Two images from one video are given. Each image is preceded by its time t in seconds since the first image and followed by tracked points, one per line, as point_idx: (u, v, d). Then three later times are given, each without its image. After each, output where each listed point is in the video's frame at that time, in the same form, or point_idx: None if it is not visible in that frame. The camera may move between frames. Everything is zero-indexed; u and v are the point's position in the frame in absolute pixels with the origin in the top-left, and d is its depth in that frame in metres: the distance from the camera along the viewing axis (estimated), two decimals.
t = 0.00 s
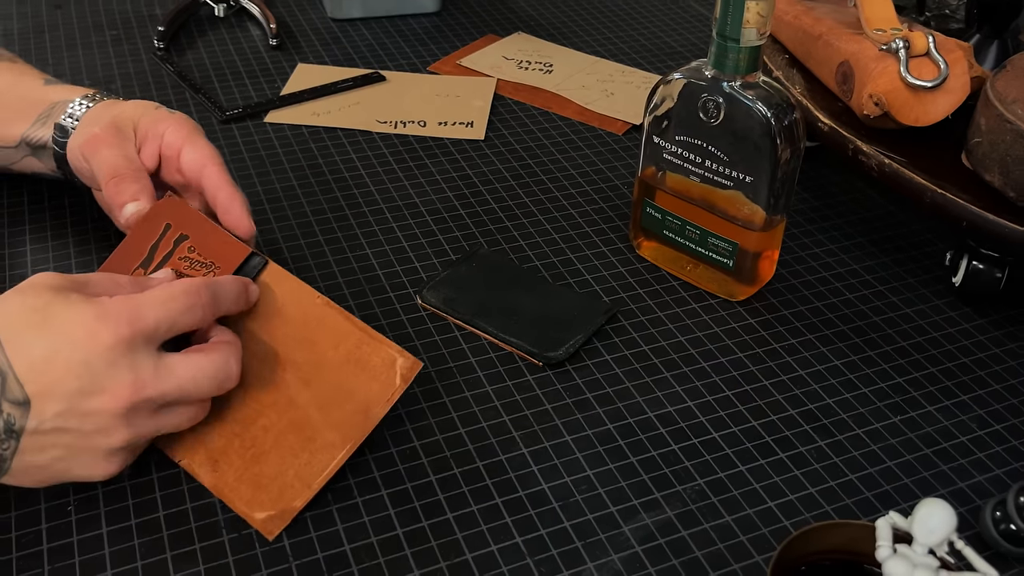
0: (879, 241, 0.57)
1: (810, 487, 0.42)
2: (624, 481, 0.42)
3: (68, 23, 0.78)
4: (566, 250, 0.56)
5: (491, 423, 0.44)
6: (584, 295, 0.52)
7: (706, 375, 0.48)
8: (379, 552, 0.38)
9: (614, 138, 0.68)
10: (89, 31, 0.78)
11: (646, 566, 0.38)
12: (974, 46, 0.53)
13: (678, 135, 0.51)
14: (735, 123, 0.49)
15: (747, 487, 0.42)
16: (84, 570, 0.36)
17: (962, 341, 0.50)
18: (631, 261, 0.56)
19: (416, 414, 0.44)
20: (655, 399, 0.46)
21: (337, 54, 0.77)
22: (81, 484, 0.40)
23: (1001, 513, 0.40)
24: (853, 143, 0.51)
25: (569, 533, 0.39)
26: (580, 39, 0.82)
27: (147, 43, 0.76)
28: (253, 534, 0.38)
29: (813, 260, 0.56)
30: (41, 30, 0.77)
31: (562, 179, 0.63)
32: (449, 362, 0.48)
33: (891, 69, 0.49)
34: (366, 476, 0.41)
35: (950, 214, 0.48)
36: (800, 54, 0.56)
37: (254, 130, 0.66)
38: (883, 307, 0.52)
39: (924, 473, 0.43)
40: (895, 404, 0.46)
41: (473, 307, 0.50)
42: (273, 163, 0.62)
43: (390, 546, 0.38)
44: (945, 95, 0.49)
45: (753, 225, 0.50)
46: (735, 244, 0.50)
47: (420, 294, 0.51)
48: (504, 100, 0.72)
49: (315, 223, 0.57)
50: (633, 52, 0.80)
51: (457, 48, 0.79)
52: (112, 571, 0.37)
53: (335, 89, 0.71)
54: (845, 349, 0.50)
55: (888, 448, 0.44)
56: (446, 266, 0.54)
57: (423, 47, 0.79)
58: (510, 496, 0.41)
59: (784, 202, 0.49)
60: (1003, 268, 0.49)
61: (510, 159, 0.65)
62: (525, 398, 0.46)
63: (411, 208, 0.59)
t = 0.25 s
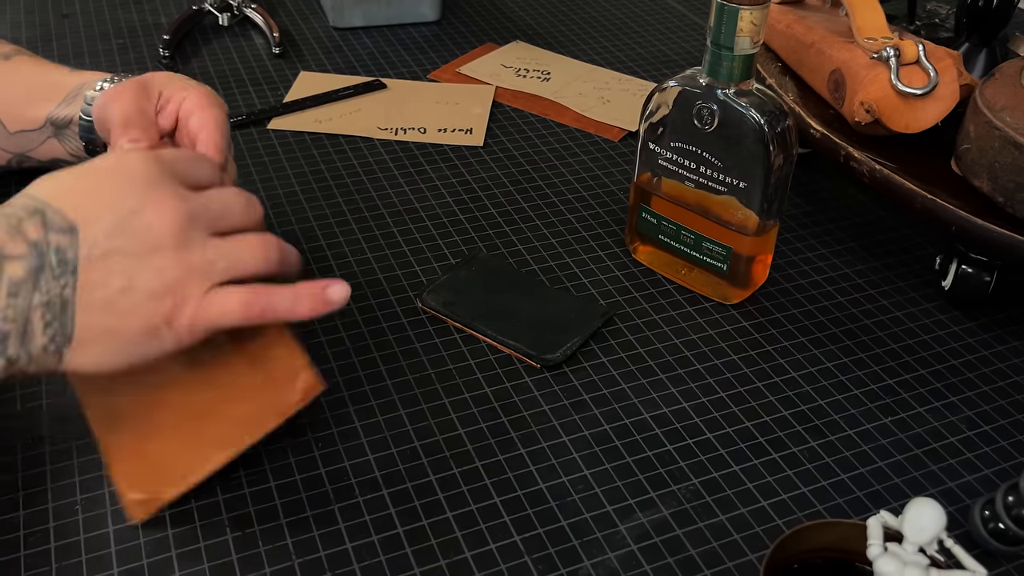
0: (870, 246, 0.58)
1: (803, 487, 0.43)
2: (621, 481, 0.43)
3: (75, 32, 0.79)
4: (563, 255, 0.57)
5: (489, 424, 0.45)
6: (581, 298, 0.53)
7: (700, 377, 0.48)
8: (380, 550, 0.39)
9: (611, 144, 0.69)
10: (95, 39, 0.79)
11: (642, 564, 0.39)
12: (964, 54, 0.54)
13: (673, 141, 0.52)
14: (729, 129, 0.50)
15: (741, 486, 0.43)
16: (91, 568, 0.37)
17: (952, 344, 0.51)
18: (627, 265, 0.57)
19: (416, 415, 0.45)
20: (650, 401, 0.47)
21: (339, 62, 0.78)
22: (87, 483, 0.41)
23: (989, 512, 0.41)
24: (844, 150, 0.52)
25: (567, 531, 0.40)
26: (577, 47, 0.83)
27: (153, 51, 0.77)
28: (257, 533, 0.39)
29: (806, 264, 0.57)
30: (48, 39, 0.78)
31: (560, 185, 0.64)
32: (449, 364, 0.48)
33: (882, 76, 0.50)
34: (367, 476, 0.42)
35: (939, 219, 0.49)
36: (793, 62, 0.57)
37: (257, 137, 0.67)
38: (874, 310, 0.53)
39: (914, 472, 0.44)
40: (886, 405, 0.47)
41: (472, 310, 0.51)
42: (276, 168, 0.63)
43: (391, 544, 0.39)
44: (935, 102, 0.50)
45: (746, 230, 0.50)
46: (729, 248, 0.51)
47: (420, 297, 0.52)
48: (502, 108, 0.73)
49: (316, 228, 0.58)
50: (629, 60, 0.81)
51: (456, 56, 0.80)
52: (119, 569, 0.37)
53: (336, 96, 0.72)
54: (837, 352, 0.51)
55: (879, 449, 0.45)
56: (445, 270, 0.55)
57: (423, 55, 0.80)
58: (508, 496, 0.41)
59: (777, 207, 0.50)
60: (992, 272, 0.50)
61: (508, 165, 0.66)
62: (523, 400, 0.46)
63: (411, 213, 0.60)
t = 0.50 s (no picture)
0: (861, 250, 0.59)
1: (795, 486, 0.44)
2: (617, 480, 0.44)
3: (82, 40, 0.80)
4: (560, 259, 0.58)
5: (488, 425, 0.46)
6: (578, 302, 0.54)
7: (695, 379, 0.49)
8: (381, 549, 0.40)
9: (607, 151, 0.70)
10: (102, 48, 0.80)
11: (638, 562, 0.40)
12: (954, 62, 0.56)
13: (668, 148, 0.53)
14: (723, 136, 0.51)
15: (735, 486, 0.44)
16: (98, 566, 0.38)
17: (941, 346, 0.52)
18: (623, 269, 0.58)
19: (416, 416, 0.46)
20: (646, 402, 0.48)
21: (341, 70, 0.79)
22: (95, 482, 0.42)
23: (978, 511, 0.42)
24: (836, 156, 0.53)
25: (564, 530, 0.41)
26: (574, 55, 0.84)
27: (158, 60, 0.78)
28: (261, 532, 0.40)
29: (798, 268, 0.58)
30: (56, 47, 0.79)
31: (557, 191, 0.65)
32: (448, 366, 0.49)
33: (873, 84, 0.51)
34: (368, 475, 0.43)
35: (929, 224, 0.50)
36: (786, 70, 0.58)
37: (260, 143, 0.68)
38: (865, 313, 0.54)
39: (905, 472, 0.45)
40: (877, 406, 0.48)
41: (471, 313, 0.52)
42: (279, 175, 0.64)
43: (392, 543, 0.40)
44: (925, 109, 0.51)
45: (740, 234, 0.52)
46: (723, 252, 0.52)
47: (420, 300, 0.53)
48: (501, 115, 0.74)
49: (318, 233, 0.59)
50: (625, 68, 0.83)
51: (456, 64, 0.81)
52: (125, 566, 0.38)
53: (338, 104, 0.73)
54: (829, 354, 0.52)
55: (870, 449, 0.46)
56: (445, 274, 0.56)
57: (424, 63, 0.81)
58: (507, 495, 0.42)
59: (770, 212, 0.51)
60: (980, 275, 0.51)
61: (507, 171, 0.67)
62: (521, 401, 0.47)
63: (411, 218, 0.61)
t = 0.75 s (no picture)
0: (852, 255, 0.61)
1: (788, 485, 0.45)
2: (613, 480, 0.44)
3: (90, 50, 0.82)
4: (558, 263, 0.59)
5: (487, 426, 0.47)
6: (574, 305, 0.55)
7: (689, 380, 0.50)
8: (382, 547, 0.40)
9: (603, 157, 0.71)
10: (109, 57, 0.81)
11: (634, 559, 0.41)
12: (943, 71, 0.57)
13: (663, 154, 0.54)
14: (717, 143, 0.52)
15: (728, 485, 0.45)
16: (105, 564, 0.39)
17: (931, 348, 0.53)
18: (619, 273, 0.59)
19: (416, 417, 0.47)
20: (641, 403, 0.49)
21: (343, 78, 0.80)
22: (102, 483, 0.43)
23: (967, 510, 0.43)
24: (828, 162, 0.54)
25: (561, 528, 0.42)
26: (571, 64, 0.86)
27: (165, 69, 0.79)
28: (264, 530, 0.41)
29: (791, 272, 0.59)
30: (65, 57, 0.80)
31: (555, 196, 0.66)
32: (448, 368, 0.50)
33: (864, 92, 0.52)
34: (370, 475, 0.44)
35: (919, 229, 0.51)
36: (778, 78, 0.59)
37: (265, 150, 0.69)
38: (856, 316, 0.55)
39: (895, 472, 0.46)
40: (867, 407, 0.49)
41: (470, 316, 0.53)
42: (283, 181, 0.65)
43: (393, 541, 0.41)
44: (915, 117, 0.52)
45: (733, 239, 0.53)
46: (717, 256, 0.53)
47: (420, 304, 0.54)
48: (499, 122, 0.75)
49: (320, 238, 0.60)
50: (621, 76, 0.84)
51: (455, 73, 0.83)
52: (132, 564, 0.39)
53: (340, 111, 0.74)
54: (821, 356, 0.53)
55: (861, 449, 0.47)
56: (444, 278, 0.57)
57: (424, 72, 0.82)
58: (505, 494, 0.43)
59: (763, 217, 0.52)
60: (969, 279, 0.52)
61: (505, 177, 0.68)
62: (519, 402, 0.48)
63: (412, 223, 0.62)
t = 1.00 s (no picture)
0: (843, 259, 0.62)
1: (780, 485, 0.46)
2: (609, 480, 0.45)
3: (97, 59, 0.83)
4: (555, 267, 0.60)
5: (486, 426, 0.48)
6: (572, 308, 0.56)
7: (684, 382, 0.51)
8: (383, 545, 0.41)
9: (600, 164, 0.72)
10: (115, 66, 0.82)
11: (629, 558, 0.42)
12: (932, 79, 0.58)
13: (658, 161, 0.55)
14: (711, 150, 0.53)
15: (722, 485, 0.46)
16: (112, 561, 0.40)
17: (920, 351, 0.54)
18: (615, 277, 0.60)
19: (416, 418, 0.48)
20: (637, 404, 0.50)
21: (345, 86, 0.81)
22: (109, 482, 0.44)
23: (955, 509, 0.44)
24: (819, 169, 0.55)
25: (558, 527, 0.43)
26: (568, 72, 0.87)
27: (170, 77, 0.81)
28: (267, 529, 0.42)
29: (783, 276, 0.60)
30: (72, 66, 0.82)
31: (552, 202, 0.67)
32: (447, 370, 0.51)
33: (855, 100, 0.53)
34: (371, 475, 0.45)
35: (908, 234, 0.52)
36: (771, 86, 0.61)
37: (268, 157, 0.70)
38: (847, 319, 0.57)
39: (885, 472, 0.47)
40: (858, 409, 0.50)
41: (469, 319, 0.54)
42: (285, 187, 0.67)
43: (393, 539, 0.42)
44: (904, 124, 0.53)
45: (727, 244, 0.54)
46: (711, 261, 0.54)
47: (421, 307, 0.55)
48: (498, 129, 0.76)
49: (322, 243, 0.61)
50: (616, 84, 0.85)
51: (454, 81, 0.84)
52: (138, 562, 0.40)
53: (342, 119, 0.75)
54: (813, 358, 0.54)
55: (852, 450, 0.48)
56: (444, 281, 0.58)
57: (424, 80, 0.84)
58: (503, 494, 0.44)
59: (756, 223, 0.54)
60: (957, 283, 0.53)
61: (504, 183, 0.69)
62: (517, 403, 0.49)
63: (412, 228, 0.63)
